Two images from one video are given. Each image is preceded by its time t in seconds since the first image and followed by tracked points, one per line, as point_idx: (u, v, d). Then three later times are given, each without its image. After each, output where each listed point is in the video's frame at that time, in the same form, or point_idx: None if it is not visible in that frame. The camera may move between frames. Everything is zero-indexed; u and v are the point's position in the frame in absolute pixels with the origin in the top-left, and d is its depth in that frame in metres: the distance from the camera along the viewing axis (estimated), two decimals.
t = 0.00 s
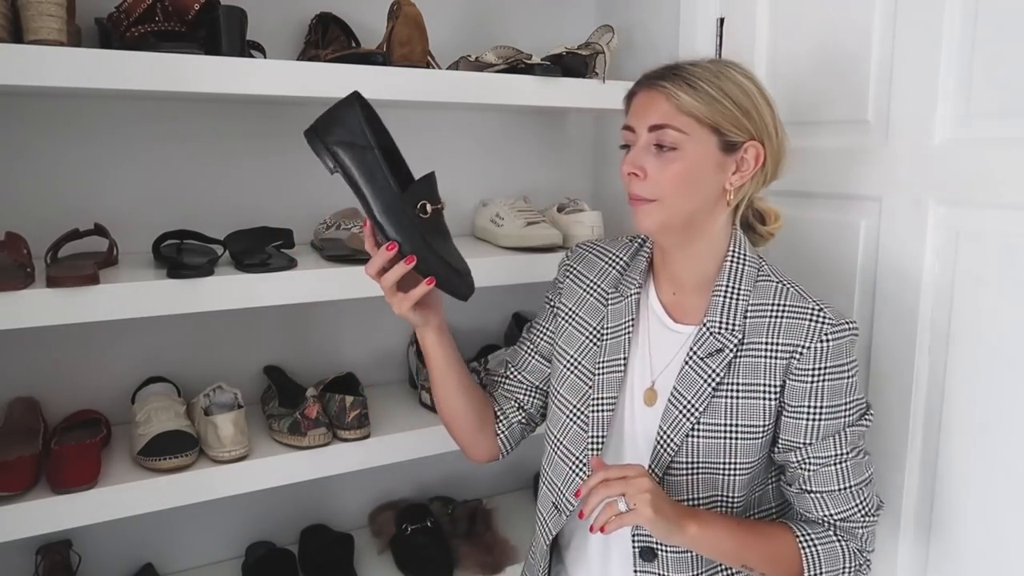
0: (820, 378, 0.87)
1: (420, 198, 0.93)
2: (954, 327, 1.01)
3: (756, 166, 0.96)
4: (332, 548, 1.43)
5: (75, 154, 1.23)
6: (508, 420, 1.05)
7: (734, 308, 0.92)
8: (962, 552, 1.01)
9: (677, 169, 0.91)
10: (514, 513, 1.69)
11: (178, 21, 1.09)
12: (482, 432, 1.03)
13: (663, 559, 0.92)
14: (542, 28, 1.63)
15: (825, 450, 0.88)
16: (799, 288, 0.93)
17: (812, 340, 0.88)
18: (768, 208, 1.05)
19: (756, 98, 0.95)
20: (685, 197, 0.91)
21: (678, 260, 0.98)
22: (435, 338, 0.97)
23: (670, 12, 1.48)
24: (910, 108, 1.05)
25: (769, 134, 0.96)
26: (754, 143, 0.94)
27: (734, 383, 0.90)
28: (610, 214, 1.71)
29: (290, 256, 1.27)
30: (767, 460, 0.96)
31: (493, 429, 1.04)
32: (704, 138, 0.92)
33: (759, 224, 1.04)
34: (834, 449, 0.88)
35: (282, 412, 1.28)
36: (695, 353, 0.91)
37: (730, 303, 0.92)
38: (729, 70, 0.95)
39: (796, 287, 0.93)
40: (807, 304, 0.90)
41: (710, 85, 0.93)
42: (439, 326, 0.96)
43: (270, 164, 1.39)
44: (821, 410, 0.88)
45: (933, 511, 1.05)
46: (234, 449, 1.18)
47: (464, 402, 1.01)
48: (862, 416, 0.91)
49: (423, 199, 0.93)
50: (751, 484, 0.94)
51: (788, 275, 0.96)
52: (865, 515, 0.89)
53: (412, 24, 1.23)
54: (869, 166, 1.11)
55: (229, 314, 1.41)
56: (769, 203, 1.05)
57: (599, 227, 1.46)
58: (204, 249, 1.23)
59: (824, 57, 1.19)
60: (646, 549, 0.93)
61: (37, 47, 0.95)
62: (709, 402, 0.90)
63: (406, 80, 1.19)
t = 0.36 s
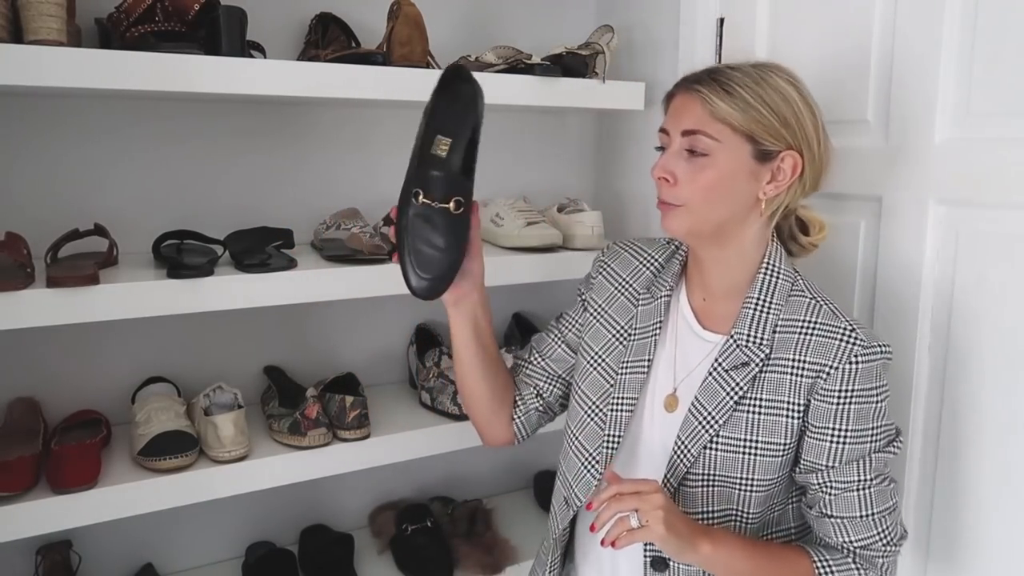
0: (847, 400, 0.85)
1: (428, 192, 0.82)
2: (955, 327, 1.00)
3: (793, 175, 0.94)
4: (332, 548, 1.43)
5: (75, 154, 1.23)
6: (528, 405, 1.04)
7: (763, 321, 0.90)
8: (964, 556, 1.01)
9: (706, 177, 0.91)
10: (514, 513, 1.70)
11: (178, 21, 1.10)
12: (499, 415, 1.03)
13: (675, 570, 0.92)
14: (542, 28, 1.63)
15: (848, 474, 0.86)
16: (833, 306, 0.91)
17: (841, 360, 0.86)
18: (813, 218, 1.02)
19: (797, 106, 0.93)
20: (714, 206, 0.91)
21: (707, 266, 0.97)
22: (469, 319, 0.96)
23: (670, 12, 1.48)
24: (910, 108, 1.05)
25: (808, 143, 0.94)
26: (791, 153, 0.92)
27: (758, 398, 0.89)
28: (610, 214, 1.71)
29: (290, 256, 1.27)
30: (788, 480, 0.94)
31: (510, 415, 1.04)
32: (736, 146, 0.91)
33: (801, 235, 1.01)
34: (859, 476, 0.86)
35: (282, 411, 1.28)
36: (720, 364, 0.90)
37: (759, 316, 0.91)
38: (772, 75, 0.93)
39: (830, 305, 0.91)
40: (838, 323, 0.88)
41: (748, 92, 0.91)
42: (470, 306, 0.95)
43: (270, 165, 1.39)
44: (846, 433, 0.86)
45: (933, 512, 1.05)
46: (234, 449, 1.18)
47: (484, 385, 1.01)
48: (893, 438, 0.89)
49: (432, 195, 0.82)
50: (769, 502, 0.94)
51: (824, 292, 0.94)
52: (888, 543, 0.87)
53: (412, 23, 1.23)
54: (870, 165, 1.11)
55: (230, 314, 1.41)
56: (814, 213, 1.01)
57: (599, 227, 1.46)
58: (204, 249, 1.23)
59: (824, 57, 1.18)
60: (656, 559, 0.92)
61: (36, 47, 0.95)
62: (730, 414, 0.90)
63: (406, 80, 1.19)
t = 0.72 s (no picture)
0: (849, 406, 0.86)
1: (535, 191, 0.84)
2: (954, 327, 1.01)
3: (813, 188, 0.96)
4: (332, 548, 1.43)
5: (75, 154, 1.23)
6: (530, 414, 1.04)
7: (764, 327, 0.90)
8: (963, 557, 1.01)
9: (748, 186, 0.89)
10: (514, 513, 1.69)
11: (178, 21, 1.09)
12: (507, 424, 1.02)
13: None
14: (542, 27, 1.63)
15: (848, 478, 0.88)
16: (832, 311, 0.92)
17: (844, 367, 0.86)
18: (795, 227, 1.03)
19: (822, 122, 0.95)
20: (751, 213, 0.89)
21: (719, 272, 0.95)
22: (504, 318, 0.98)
23: (670, 12, 1.48)
24: (910, 107, 1.05)
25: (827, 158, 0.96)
26: (817, 166, 0.94)
27: (761, 405, 0.89)
28: (610, 214, 1.71)
29: (290, 256, 1.27)
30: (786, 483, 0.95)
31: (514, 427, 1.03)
32: (777, 156, 0.90)
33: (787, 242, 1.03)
34: (859, 479, 0.87)
35: (282, 411, 1.28)
36: (722, 371, 0.90)
37: (759, 322, 0.91)
38: (803, 88, 0.94)
39: (829, 310, 0.91)
40: (839, 330, 0.88)
41: (789, 102, 0.91)
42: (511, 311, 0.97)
43: (271, 165, 1.39)
44: (848, 438, 0.87)
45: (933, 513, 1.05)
46: (234, 449, 1.18)
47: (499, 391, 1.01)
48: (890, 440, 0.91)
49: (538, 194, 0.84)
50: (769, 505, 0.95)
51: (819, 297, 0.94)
52: (886, 542, 0.89)
53: (411, 24, 1.23)
54: (870, 165, 1.11)
55: (230, 314, 1.41)
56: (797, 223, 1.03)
57: (599, 227, 1.46)
58: (204, 249, 1.23)
59: (824, 57, 1.19)
60: (662, 568, 0.93)
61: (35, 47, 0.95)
62: (734, 421, 0.89)
63: (406, 80, 1.19)
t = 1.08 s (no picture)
0: (833, 383, 0.89)
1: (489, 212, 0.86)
2: (954, 327, 1.01)
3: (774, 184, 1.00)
4: (332, 548, 1.43)
5: (74, 154, 1.23)
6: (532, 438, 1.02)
7: (747, 316, 0.92)
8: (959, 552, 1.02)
9: (732, 183, 0.90)
10: (514, 513, 1.69)
11: (178, 20, 1.09)
12: (515, 453, 0.99)
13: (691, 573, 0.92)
14: (542, 27, 1.63)
15: (832, 453, 0.91)
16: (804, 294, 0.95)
17: (827, 346, 0.90)
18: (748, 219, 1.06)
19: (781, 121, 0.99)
20: (738, 210, 0.91)
21: (701, 271, 0.96)
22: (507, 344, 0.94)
23: (670, 12, 1.48)
24: (910, 107, 1.05)
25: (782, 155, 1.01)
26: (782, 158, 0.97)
27: (753, 392, 0.90)
28: (610, 214, 1.71)
29: (290, 256, 1.27)
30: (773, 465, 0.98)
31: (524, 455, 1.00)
32: (755, 154, 0.93)
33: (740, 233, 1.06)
34: (841, 451, 0.91)
35: (282, 411, 1.28)
36: (713, 362, 0.91)
37: (743, 311, 0.92)
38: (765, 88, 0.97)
39: (802, 293, 0.95)
40: (818, 313, 0.91)
41: (759, 100, 0.94)
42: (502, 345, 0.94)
43: (270, 165, 1.39)
44: (831, 413, 0.90)
45: (933, 513, 1.05)
46: (234, 449, 1.18)
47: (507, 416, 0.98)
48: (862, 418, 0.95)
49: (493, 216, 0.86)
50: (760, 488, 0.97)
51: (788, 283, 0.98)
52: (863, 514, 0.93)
53: (411, 23, 1.23)
54: (870, 165, 1.11)
55: (230, 314, 1.41)
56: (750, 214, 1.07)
57: (599, 227, 1.46)
58: (204, 249, 1.23)
59: (824, 58, 1.19)
60: (672, 565, 0.93)
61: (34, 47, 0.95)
62: (729, 411, 0.90)
63: (406, 80, 1.19)
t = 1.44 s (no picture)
0: (824, 371, 0.90)
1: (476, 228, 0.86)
2: (953, 327, 1.01)
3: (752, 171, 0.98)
4: (332, 548, 1.43)
5: (75, 154, 1.23)
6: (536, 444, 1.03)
7: (736, 311, 0.92)
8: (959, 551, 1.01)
9: (705, 187, 0.90)
10: (514, 513, 1.69)
11: (179, 21, 1.09)
12: (510, 463, 0.99)
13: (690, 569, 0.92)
14: (543, 27, 1.63)
15: (823, 440, 0.92)
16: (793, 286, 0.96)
17: (816, 335, 0.90)
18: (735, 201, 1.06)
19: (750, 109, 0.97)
20: (713, 214, 0.91)
21: (687, 272, 0.96)
22: (499, 365, 0.94)
23: (669, 12, 1.48)
24: (910, 108, 1.05)
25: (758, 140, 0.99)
26: (754, 150, 0.96)
27: (746, 385, 0.91)
28: (610, 213, 1.71)
29: (290, 256, 1.27)
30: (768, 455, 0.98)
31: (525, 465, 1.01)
32: (724, 155, 0.92)
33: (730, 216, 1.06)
34: (833, 440, 0.92)
35: (282, 411, 1.28)
36: (705, 358, 0.91)
37: (731, 305, 0.93)
38: (726, 81, 0.95)
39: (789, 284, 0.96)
40: (806, 303, 0.92)
41: (721, 100, 0.92)
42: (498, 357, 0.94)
43: (270, 165, 1.39)
44: (823, 400, 0.91)
45: (933, 513, 1.05)
46: (234, 449, 1.18)
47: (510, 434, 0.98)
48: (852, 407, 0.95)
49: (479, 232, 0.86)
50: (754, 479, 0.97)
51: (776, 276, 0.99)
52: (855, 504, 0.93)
53: (411, 23, 1.23)
54: (870, 166, 1.11)
55: (230, 314, 1.41)
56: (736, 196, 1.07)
57: (599, 227, 1.46)
58: (204, 249, 1.23)
59: (824, 58, 1.19)
60: (672, 562, 0.92)
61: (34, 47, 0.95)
62: (723, 405, 0.90)
63: (406, 80, 1.19)
